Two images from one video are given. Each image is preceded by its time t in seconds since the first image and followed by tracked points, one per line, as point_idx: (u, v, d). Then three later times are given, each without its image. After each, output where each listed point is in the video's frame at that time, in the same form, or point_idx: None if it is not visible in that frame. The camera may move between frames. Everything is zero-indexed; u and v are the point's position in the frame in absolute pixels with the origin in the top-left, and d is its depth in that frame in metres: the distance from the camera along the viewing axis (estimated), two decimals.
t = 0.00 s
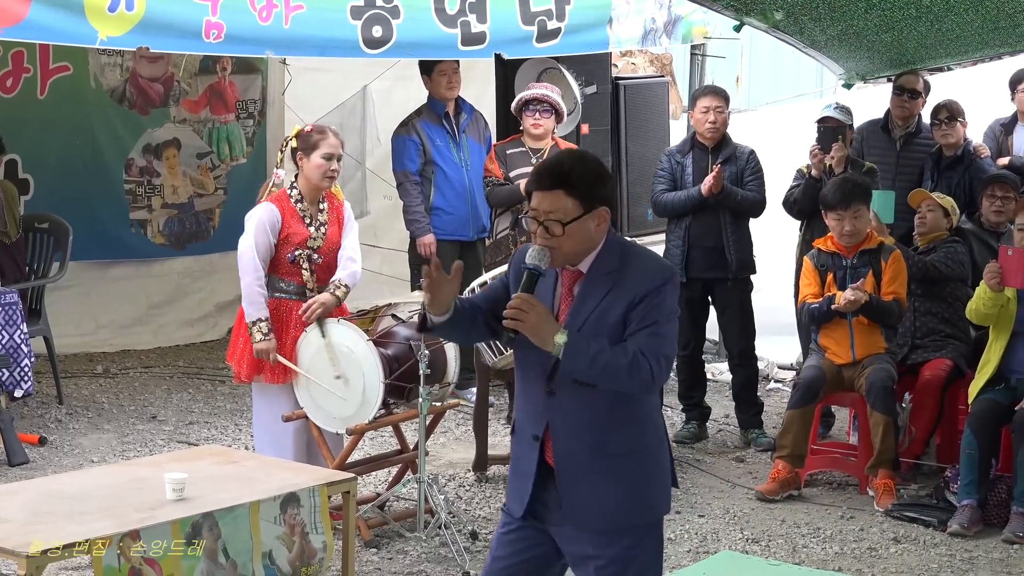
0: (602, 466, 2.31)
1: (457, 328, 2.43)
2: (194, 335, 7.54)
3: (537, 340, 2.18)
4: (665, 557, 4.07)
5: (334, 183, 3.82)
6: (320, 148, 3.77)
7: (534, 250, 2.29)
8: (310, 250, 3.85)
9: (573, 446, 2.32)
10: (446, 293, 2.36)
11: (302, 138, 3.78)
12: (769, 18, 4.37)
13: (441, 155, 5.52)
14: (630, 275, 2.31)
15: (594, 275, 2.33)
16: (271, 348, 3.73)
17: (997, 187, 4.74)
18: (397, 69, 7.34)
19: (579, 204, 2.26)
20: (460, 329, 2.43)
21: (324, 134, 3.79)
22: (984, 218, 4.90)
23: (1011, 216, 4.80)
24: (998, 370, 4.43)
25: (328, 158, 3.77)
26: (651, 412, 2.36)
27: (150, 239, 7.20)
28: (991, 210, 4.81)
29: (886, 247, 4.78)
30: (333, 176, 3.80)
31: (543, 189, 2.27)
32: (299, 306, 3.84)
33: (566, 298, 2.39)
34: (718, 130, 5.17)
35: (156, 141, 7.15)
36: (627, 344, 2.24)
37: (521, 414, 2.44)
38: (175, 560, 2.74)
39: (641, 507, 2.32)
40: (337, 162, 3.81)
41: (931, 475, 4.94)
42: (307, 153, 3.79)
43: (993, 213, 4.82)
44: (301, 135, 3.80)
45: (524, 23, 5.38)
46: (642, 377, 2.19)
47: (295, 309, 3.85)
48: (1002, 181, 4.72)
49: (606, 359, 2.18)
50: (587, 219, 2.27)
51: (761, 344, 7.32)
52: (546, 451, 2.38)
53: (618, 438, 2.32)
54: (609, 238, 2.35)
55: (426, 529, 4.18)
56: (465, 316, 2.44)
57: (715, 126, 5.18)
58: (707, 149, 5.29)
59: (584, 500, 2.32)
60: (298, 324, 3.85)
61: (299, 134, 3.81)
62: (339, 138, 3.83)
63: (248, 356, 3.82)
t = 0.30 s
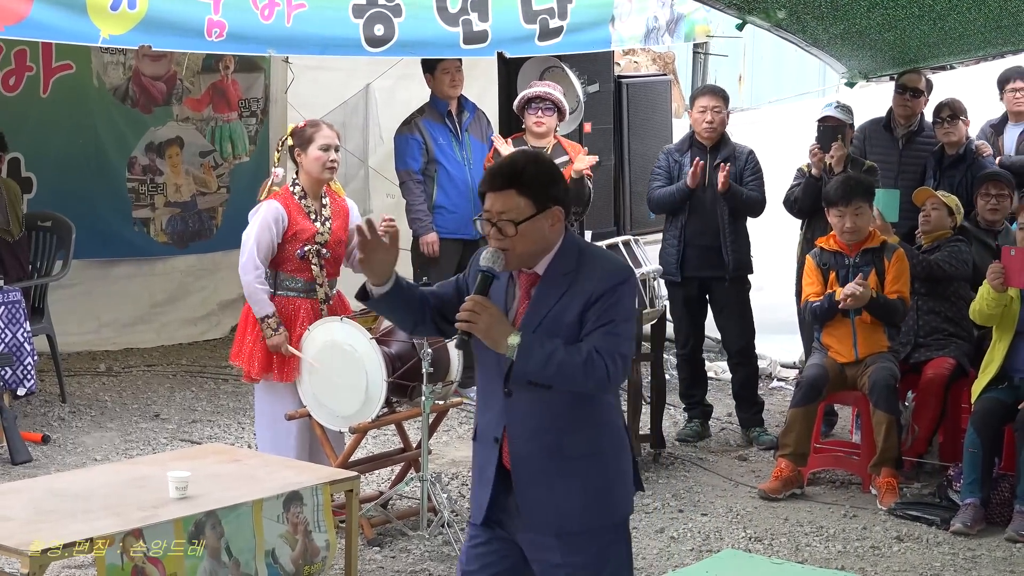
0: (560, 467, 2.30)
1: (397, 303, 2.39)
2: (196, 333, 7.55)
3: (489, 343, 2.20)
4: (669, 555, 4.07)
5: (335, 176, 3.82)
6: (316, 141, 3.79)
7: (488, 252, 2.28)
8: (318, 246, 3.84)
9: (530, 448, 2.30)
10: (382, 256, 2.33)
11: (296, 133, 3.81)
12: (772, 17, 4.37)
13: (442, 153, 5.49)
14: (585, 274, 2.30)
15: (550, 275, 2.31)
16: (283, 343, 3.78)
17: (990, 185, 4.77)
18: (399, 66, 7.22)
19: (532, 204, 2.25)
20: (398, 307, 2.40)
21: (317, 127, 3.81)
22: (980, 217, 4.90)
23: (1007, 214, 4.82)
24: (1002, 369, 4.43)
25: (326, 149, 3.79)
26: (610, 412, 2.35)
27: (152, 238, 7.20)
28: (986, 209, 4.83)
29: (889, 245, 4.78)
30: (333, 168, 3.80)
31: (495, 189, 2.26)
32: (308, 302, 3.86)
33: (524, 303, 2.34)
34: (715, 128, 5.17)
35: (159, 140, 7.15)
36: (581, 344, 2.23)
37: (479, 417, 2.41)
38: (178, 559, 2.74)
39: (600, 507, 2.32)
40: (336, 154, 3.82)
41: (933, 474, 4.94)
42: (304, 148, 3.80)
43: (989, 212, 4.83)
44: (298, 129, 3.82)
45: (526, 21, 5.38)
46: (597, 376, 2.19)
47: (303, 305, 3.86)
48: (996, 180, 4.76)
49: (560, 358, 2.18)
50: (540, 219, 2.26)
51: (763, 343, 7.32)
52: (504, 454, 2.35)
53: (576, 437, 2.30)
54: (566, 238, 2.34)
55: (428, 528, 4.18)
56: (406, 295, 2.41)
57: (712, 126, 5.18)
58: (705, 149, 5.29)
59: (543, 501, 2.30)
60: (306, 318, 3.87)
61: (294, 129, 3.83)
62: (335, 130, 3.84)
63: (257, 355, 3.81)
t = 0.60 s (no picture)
0: (499, 476, 2.25)
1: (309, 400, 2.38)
2: (197, 332, 7.55)
3: (411, 363, 2.17)
4: (669, 555, 4.07)
5: (331, 174, 3.82)
6: (310, 142, 3.79)
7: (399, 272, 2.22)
8: (321, 245, 3.83)
9: (466, 461, 2.26)
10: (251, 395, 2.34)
11: (290, 135, 3.80)
12: (772, 16, 4.37)
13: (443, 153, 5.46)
14: (500, 278, 2.25)
15: (466, 284, 2.27)
16: (286, 346, 3.74)
17: (989, 184, 4.75)
18: (399, 66, 7.20)
19: (436, 220, 2.19)
20: (300, 406, 2.39)
21: (311, 127, 3.80)
22: (980, 217, 4.89)
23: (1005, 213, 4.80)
24: (1002, 369, 4.42)
25: (320, 148, 3.79)
26: (544, 412, 2.30)
27: (153, 238, 7.20)
28: (986, 208, 4.82)
29: (889, 244, 4.78)
30: (329, 167, 3.80)
31: (397, 210, 2.18)
32: (312, 302, 3.84)
33: (442, 314, 2.32)
34: (717, 128, 5.17)
35: (160, 139, 7.14)
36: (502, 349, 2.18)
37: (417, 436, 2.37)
38: (179, 558, 2.74)
39: (547, 510, 2.27)
40: (331, 152, 3.82)
41: (934, 473, 4.93)
42: (297, 149, 3.81)
43: (989, 212, 4.82)
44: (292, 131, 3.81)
45: (526, 21, 5.38)
46: (521, 380, 2.15)
47: (308, 305, 3.84)
48: (995, 180, 4.74)
49: (483, 367, 2.15)
50: (446, 234, 2.20)
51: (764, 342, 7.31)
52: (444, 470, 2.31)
53: (511, 444, 2.26)
54: (475, 245, 2.29)
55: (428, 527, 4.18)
56: (304, 392, 2.39)
57: (713, 125, 5.18)
58: (708, 147, 5.29)
59: (488, 513, 2.26)
60: (311, 319, 3.85)
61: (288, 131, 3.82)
62: (328, 130, 3.84)
63: (264, 357, 3.80)
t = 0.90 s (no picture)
0: (448, 467, 2.25)
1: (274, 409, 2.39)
2: (202, 333, 7.55)
3: (367, 348, 2.15)
4: (675, 556, 4.08)
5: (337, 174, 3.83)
6: (316, 142, 3.81)
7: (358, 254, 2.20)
8: (327, 245, 3.82)
9: (417, 450, 2.25)
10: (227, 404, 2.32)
11: (295, 136, 3.85)
12: (779, 17, 4.37)
13: (448, 153, 5.50)
14: (458, 266, 2.25)
15: (424, 271, 2.25)
16: (287, 345, 3.75)
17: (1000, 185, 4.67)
18: (404, 67, 7.14)
19: (397, 203, 2.18)
20: (272, 412, 2.38)
21: (315, 127, 3.83)
22: (990, 218, 4.79)
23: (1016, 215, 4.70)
24: (1007, 370, 4.42)
25: (325, 149, 3.81)
26: (498, 404, 2.30)
27: (158, 238, 7.20)
28: (996, 209, 4.72)
29: (894, 244, 4.78)
30: (334, 166, 3.81)
31: (359, 190, 2.18)
32: (317, 302, 3.84)
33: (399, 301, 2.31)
34: (727, 128, 5.18)
35: (165, 140, 7.14)
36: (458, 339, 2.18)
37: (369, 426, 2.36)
38: (184, 559, 2.74)
39: (496, 503, 2.27)
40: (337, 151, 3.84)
41: (940, 474, 4.91)
42: (304, 150, 3.83)
43: (999, 213, 4.74)
44: (299, 131, 3.86)
45: (531, 21, 5.38)
46: (476, 370, 2.15)
47: (313, 306, 3.84)
48: (1006, 180, 4.65)
49: (439, 356, 2.14)
50: (406, 217, 2.20)
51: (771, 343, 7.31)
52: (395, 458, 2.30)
53: (464, 435, 2.25)
54: (436, 232, 2.28)
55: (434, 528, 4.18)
56: (275, 396, 2.38)
57: (724, 125, 5.19)
58: (720, 147, 5.32)
59: (436, 503, 2.26)
60: (315, 319, 3.85)
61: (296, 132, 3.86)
62: (333, 130, 3.86)
63: (263, 355, 3.80)
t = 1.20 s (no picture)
0: (415, 475, 2.24)
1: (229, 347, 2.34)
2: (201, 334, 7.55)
3: (345, 348, 2.11)
4: (674, 557, 4.08)
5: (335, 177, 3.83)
6: (313, 143, 3.82)
7: (343, 254, 2.19)
8: (326, 247, 3.81)
9: (386, 454, 2.24)
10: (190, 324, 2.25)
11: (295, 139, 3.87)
12: (778, 19, 4.36)
13: (447, 154, 5.51)
14: (443, 274, 2.24)
15: (408, 276, 2.25)
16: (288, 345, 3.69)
17: (1004, 187, 4.72)
18: (404, 68, 7.12)
19: (387, 205, 2.18)
20: (227, 349, 2.33)
21: (314, 129, 3.84)
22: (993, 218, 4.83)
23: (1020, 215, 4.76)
24: (1007, 371, 4.42)
25: (321, 151, 3.82)
26: (470, 416, 2.30)
27: (158, 239, 7.20)
28: (999, 210, 4.78)
29: (892, 245, 4.79)
30: (331, 168, 3.81)
31: (348, 190, 2.18)
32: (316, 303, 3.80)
33: (379, 303, 2.30)
34: (736, 129, 5.18)
35: (165, 141, 7.15)
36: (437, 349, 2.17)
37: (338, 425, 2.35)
38: (184, 559, 2.75)
39: (459, 515, 2.27)
40: (336, 152, 3.85)
41: (939, 475, 4.91)
42: (302, 151, 3.85)
43: (1002, 213, 4.79)
44: (298, 133, 3.88)
45: (531, 22, 5.38)
46: (454, 382, 2.14)
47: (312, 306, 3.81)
48: (1010, 181, 4.70)
49: (417, 364, 2.12)
50: (395, 219, 2.19)
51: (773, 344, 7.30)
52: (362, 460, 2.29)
53: (434, 444, 2.25)
54: (424, 237, 2.28)
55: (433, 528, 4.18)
56: (233, 334, 2.35)
57: (733, 126, 5.19)
58: (729, 149, 5.31)
59: (400, 510, 2.25)
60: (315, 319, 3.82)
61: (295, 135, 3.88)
62: (331, 132, 3.88)
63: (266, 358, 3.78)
